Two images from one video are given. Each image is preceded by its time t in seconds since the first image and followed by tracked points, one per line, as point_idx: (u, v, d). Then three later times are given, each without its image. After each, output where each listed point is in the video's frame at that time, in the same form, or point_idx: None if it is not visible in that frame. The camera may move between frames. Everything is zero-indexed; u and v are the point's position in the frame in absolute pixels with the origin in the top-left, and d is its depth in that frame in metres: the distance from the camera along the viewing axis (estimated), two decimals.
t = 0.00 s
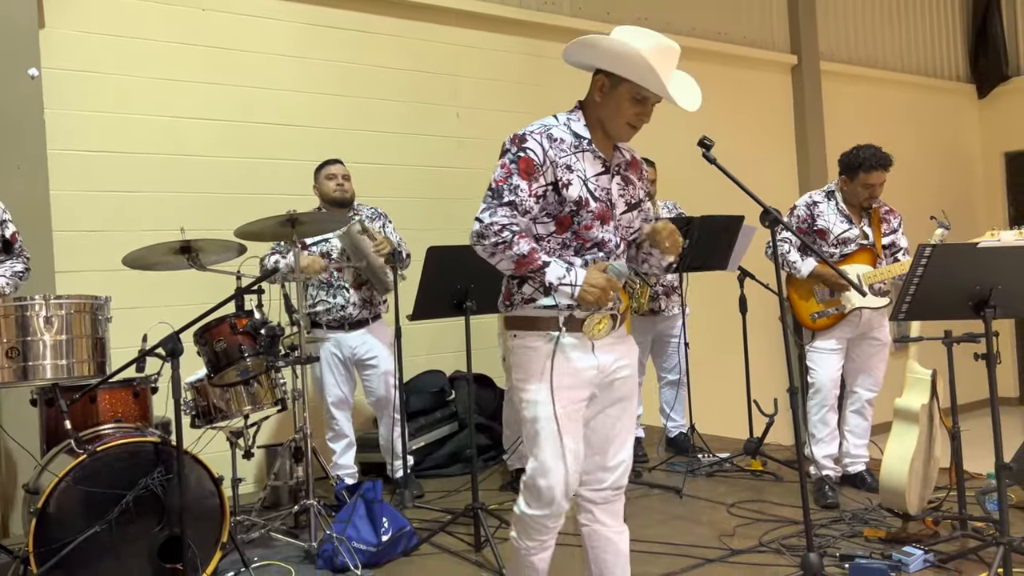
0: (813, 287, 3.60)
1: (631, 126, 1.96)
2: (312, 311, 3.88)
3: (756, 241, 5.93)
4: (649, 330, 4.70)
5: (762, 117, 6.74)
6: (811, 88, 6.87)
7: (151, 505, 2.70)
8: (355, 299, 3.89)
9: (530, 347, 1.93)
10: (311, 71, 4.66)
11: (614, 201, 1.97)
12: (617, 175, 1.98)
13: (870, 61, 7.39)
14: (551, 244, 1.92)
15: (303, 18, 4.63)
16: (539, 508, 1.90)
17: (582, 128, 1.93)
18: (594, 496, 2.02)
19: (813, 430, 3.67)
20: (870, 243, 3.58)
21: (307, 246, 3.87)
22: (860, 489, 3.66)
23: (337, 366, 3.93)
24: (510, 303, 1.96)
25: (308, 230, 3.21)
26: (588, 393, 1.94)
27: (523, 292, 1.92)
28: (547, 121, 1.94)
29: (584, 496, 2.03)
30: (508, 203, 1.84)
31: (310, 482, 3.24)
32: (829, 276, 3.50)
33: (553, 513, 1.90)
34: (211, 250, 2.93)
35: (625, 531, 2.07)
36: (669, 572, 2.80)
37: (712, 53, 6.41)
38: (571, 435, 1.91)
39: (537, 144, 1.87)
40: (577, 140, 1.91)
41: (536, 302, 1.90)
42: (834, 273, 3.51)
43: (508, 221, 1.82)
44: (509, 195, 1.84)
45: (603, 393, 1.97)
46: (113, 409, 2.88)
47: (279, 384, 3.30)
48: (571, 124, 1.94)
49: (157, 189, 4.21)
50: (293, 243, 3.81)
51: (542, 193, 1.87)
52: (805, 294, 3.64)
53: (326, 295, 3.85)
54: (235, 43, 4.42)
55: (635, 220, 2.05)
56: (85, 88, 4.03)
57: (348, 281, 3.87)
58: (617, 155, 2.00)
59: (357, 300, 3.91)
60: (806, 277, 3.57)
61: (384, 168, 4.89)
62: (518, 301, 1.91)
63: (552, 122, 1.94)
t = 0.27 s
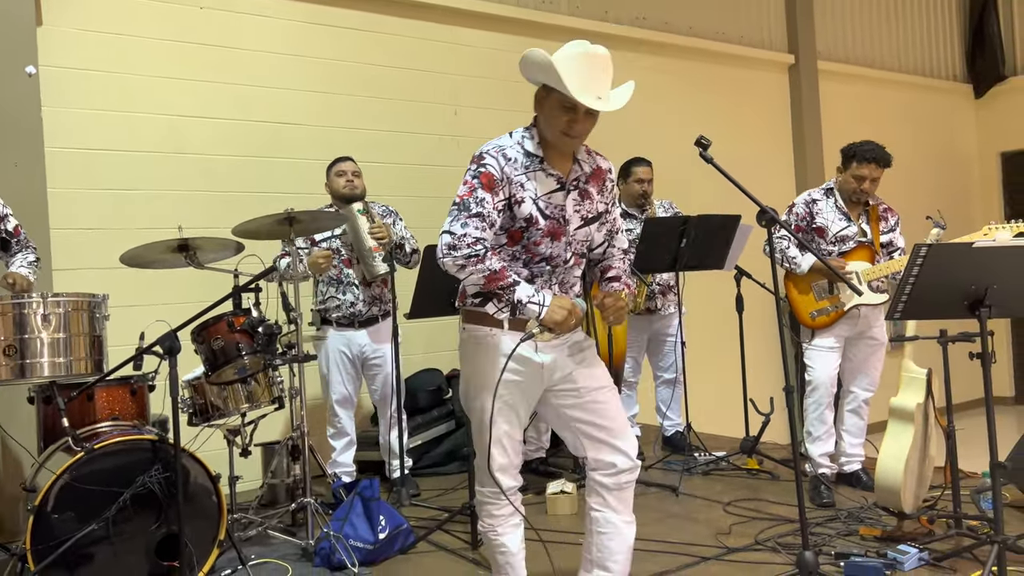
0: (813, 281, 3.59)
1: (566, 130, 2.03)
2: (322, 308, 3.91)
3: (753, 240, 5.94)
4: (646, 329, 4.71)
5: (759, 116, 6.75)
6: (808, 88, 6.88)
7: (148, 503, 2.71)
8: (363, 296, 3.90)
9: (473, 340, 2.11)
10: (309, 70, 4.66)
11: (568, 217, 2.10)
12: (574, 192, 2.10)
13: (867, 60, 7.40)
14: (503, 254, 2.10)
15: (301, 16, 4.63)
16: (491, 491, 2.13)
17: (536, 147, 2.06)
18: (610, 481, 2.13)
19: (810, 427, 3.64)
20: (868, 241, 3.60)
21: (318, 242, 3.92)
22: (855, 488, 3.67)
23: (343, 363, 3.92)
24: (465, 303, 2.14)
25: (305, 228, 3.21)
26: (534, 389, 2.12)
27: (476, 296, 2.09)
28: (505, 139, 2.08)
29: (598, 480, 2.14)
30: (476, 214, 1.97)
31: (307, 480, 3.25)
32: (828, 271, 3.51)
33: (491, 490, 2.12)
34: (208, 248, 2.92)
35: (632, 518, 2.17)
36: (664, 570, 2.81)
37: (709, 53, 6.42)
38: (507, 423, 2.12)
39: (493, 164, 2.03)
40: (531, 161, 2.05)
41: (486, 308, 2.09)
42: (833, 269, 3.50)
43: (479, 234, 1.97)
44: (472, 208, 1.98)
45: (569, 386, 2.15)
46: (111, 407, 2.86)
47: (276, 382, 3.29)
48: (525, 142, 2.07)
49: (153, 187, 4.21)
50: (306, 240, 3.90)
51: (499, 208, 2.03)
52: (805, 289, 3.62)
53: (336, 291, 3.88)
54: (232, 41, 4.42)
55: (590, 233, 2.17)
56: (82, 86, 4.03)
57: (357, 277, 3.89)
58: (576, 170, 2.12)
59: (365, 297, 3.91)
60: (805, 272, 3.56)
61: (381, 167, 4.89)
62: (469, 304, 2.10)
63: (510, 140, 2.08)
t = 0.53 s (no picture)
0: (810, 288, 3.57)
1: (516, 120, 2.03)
2: (335, 307, 3.92)
3: (750, 241, 5.93)
4: (642, 329, 4.70)
5: (757, 117, 6.74)
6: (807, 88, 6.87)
7: (141, 503, 2.70)
8: (373, 296, 3.89)
9: (456, 337, 2.11)
10: (306, 69, 4.65)
11: (533, 208, 2.09)
12: (540, 184, 2.10)
13: (866, 61, 7.39)
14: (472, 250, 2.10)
15: (297, 15, 4.61)
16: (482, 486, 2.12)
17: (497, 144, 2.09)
18: (531, 487, 2.20)
19: (808, 430, 3.63)
20: (865, 243, 3.58)
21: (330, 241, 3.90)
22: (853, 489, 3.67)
23: (353, 364, 3.91)
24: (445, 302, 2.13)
25: (301, 228, 3.21)
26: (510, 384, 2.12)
27: (453, 292, 2.09)
28: (466, 139, 2.11)
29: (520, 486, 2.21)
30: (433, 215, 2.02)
31: (301, 480, 3.24)
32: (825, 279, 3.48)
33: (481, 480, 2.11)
34: (203, 247, 2.92)
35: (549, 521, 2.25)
36: (659, 571, 2.80)
37: (708, 53, 6.42)
38: (488, 421, 2.10)
39: (450, 162, 2.06)
40: (489, 156, 2.07)
41: (462, 303, 2.08)
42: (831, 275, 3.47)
43: (439, 229, 1.99)
44: (431, 210, 2.03)
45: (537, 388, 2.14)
46: (105, 407, 2.86)
47: (271, 382, 3.29)
48: (487, 140, 2.09)
49: (149, 186, 4.20)
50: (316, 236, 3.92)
51: (461, 206, 2.05)
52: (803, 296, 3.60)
53: (347, 290, 3.88)
54: (229, 40, 4.41)
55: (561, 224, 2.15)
56: (78, 85, 4.02)
57: (367, 278, 3.88)
58: (542, 164, 2.12)
59: (375, 297, 3.90)
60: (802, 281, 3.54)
61: (378, 167, 4.88)
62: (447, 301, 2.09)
63: (470, 139, 2.11)
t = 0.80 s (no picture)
0: (806, 285, 3.56)
1: (511, 137, 2.04)
2: (340, 309, 3.91)
3: (747, 243, 5.91)
4: (638, 331, 4.69)
5: (755, 118, 6.72)
6: (805, 90, 6.85)
7: (129, 508, 2.69)
8: (377, 299, 3.86)
9: (433, 341, 2.12)
10: (300, 71, 4.64)
11: (510, 220, 2.11)
12: (515, 198, 2.13)
13: (865, 62, 7.37)
14: (450, 260, 2.09)
15: (292, 17, 4.61)
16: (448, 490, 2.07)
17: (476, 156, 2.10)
18: (508, 486, 2.18)
19: (802, 434, 3.62)
20: (859, 240, 3.56)
21: (336, 244, 3.91)
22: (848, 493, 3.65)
23: (359, 366, 3.90)
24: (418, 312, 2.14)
25: (291, 229, 3.20)
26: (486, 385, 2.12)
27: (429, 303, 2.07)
28: (444, 150, 2.11)
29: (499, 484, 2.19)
30: (409, 226, 2.02)
31: (292, 483, 3.23)
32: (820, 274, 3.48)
33: (457, 492, 2.07)
34: (192, 250, 2.90)
35: (532, 518, 2.22)
36: None
37: (705, 55, 6.40)
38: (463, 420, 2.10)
39: (430, 172, 2.05)
40: (469, 166, 2.08)
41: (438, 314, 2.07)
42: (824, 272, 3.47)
43: (410, 243, 2.01)
44: (407, 220, 2.03)
45: (513, 387, 2.14)
46: (94, 410, 2.84)
47: (263, 385, 3.28)
48: (466, 151, 2.10)
49: (143, 189, 4.19)
50: (324, 241, 3.90)
51: (436, 217, 2.05)
52: (797, 295, 3.59)
53: (352, 292, 3.87)
54: (223, 42, 4.41)
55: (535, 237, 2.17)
56: (71, 88, 4.01)
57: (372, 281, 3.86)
58: (519, 176, 2.15)
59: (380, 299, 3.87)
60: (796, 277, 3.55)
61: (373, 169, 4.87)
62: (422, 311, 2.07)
63: (448, 150, 2.11)
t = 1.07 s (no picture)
0: (797, 293, 3.52)
1: (456, 119, 2.14)
2: (340, 314, 3.88)
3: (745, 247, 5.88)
4: (637, 336, 4.66)
5: (755, 122, 6.70)
6: (805, 93, 6.82)
7: (118, 516, 2.68)
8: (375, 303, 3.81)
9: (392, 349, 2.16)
10: (296, 76, 4.64)
11: (472, 222, 2.13)
12: (478, 199, 2.14)
13: (866, 65, 7.34)
14: (410, 261, 2.12)
15: (288, 22, 4.61)
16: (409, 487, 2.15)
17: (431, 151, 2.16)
18: (501, 488, 2.16)
19: (800, 439, 3.55)
20: (854, 248, 3.52)
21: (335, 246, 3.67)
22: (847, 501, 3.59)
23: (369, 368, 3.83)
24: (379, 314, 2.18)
25: (282, 235, 3.19)
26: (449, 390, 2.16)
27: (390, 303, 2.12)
28: (406, 154, 2.15)
29: (489, 487, 2.17)
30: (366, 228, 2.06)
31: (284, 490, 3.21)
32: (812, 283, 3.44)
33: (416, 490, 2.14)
34: (182, 256, 2.90)
35: (524, 522, 2.21)
36: None
37: (704, 58, 6.38)
38: (426, 425, 2.15)
39: (389, 175, 2.09)
40: (430, 169, 2.11)
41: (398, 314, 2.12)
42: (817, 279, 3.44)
43: (368, 240, 2.02)
44: (366, 220, 2.05)
45: (478, 391, 2.17)
46: (85, 417, 2.82)
47: (256, 391, 3.28)
48: (426, 154, 2.14)
49: (138, 194, 4.18)
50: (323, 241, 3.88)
51: (396, 218, 2.08)
52: (790, 300, 3.56)
53: (351, 298, 3.84)
54: (219, 47, 4.41)
55: (498, 240, 2.18)
56: (65, 93, 4.00)
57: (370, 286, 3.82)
58: (480, 177, 2.16)
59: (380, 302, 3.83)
60: (787, 285, 3.52)
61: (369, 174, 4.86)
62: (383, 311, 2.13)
63: (410, 154, 2.14)
